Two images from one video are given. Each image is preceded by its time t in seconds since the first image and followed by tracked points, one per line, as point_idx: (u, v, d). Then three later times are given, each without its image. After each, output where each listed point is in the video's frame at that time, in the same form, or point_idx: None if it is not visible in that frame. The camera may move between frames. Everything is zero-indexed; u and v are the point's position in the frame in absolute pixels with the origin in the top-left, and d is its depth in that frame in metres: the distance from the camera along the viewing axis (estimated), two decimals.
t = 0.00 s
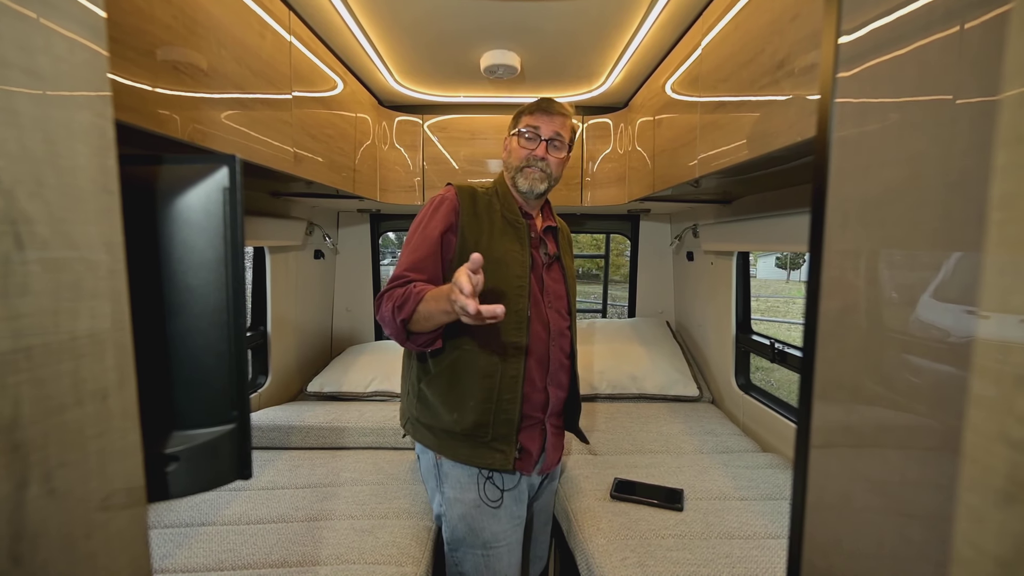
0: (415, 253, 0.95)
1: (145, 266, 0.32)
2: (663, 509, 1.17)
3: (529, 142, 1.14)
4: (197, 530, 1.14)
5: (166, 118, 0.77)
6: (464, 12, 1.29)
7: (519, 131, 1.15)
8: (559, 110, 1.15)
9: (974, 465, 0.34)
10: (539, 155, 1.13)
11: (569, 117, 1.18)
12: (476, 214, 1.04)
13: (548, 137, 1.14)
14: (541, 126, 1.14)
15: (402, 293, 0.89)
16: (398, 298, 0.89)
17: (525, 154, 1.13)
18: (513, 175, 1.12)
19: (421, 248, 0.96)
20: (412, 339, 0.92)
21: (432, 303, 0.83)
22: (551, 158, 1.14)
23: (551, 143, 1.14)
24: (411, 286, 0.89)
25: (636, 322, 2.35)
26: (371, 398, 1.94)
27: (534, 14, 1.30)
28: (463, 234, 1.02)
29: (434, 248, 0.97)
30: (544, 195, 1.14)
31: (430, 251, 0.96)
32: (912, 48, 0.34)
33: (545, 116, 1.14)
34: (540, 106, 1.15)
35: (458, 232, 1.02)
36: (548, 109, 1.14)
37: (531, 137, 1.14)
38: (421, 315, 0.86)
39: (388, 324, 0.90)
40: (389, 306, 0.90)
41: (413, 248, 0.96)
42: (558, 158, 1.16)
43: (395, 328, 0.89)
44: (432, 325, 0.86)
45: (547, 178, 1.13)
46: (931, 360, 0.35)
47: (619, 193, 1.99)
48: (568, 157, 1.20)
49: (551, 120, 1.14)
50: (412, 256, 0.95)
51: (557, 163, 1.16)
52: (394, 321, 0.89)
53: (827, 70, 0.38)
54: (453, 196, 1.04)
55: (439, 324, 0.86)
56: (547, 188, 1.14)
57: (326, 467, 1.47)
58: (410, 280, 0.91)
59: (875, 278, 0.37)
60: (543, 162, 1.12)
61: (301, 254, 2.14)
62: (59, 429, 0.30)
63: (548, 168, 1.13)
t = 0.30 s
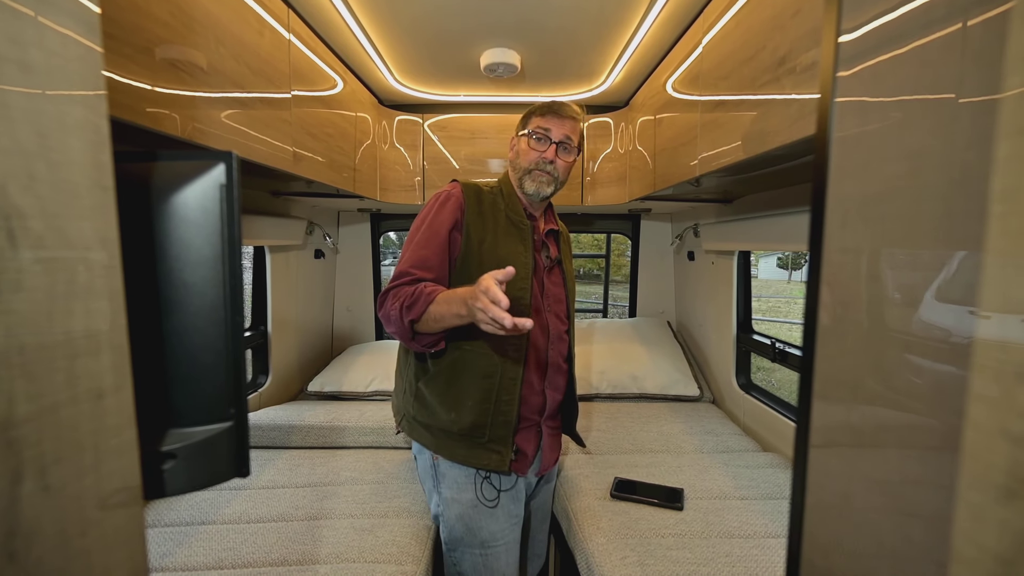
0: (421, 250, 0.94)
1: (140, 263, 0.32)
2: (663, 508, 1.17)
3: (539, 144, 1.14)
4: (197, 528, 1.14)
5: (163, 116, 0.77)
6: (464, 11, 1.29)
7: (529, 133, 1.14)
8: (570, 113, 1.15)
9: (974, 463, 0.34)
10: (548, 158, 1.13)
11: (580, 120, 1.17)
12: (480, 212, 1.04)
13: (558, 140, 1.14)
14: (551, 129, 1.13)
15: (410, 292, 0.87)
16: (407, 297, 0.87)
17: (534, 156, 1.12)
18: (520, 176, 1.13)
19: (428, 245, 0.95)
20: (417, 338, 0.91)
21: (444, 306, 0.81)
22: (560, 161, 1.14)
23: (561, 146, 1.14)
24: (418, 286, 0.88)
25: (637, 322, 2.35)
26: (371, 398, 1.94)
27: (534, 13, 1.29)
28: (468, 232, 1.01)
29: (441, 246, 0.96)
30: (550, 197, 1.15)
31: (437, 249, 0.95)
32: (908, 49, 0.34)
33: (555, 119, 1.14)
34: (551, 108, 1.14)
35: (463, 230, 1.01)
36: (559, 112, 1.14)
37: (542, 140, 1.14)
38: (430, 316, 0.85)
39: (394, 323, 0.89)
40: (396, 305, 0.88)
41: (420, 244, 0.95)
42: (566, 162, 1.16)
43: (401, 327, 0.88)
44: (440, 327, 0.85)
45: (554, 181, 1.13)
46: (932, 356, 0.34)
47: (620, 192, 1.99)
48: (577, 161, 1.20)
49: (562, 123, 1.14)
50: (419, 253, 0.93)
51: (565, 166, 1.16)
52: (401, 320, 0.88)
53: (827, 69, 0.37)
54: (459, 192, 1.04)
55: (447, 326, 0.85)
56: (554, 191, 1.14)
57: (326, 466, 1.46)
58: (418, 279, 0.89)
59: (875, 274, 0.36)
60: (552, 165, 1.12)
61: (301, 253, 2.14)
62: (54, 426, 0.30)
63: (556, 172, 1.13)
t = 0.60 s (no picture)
0: (429, 246, 0.93)
1: (138, 260, 0.32)
2: (663, 507, 1.16)
3: (548, 147, 1.14)
4: (198, 527, 1.14)
5: (163, 115, 0.77)
6: (465, 9, 1.29)
7: (539, 134, 1.14)
8: (579, 120, 1.17)
9: (970, 459, 0.33)
10: (557, 161, 1.13)
11: (588, 127, 1.19)
12: (488, 210, 1.03)
13: (567, 145, 1.14)
14: (561, 133, 1.14)
15: (419, 288, 0.86)
16: (416, 292, 0.86)
17: (543, 158, 1.12)
18: (527, 177, 1.12)
19: (437, 241, 0.93)
20: (422, 335, 0.90)
21: (459, 306, 0.80)
22: (567, 166, 1.15)
23: (569, 151, 1.15)
24: (427, 282, 0.87)
25: (638, 322, 2.34)
26: (372, 397, 1.94)
27: (535, 11, 1.29)
28: (476, 229, 1.00)
29: (450, 242, 0.94)
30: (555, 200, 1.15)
31: (445, 244, 0.94)
32: (908, 48, 0.34)
33: (566, 124, 1.15)
34: (562, 112, 1.15)
35: (471, 226, 1.00)
36: (570, 118, 1.15)
37: (551, 143, 1.14)
38: (440, 314, 0.83)
39: (401, 318, 0.88)
40: (404, 300, 0.87)
41: (428, 240, 0.93)
42: (572, 167, 1.17)
43: (408, 323, 0.87)
44: (449, 326, 0.84)
45: (560, 184, 1.13)
46: (932, 351, 0.34)
47: (621, 191, 1.98)
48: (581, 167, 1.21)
49: (572, 129, 1.15)
50: (427, 248, 0.92)
51: (572, 170, 1.17)
52: (408, 315, 0.86)
53: (826, 68, 0.36)
54: (467, 188, 1.03)
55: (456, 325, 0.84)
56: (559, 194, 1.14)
57: (327, 465, 1.46)
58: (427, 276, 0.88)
59: (877, 270, 0.36)
60: (559, 169, 1.13)
61: (302, 253, 2.14)
62: (49, 425, 0.29)
63: (563, 175, 1.14)
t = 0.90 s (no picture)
0: (443, 240, 0.91)
1: (136, 258, 0.32)
2: (663, 506, 1.16)
3: (555, 150, 1.14)
4: (199, 526, 1.14)
5: (163, 115, 0.77)
6: (465, 8, 1.29)
7: (546, 137, 1.14)
8: (585, 124, 1.17)
9: (969, 456, 0.34)
10: (563, 164, 1.14)
11: (593, 131, 1.19)
12: (497, 207, 1.03)
13: (574, 149, 1.15)
14: (569, 137, 1.14)
15: (440, 282, 0.84)
16: (436, 287, 0.84)
17: (550, 161, 1.13)
18: (533, 178, 1.13)
19: (452, 235, 0.92)
20: (437, 331, 0.88)
21: (487, 303, 0.80)
22: (573, 168, 1.17)
23: (576, 155, 1.16)
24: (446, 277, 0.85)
25: (638, 322, 2.34)
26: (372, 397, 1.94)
27: (534, 10, 1.29)
28: (487, 225, 1.00)
29: (465, 238, 0.93)
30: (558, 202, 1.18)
31: (459, 239, 0.92)
32: (906, 48, 0.34)
33: (572, 127, 1.15)
34: (570, 116, 1.15)
35: (483, 222, 0.99)
36: (577, 122, 1.16)
37: (559, 146, 1.14)
38: (463, 309, 0.83)
39: (418, 312, 0.85)
40: (422, 294, 0.85)
41: (442, 233, 0.91)
42: (577, 170, 1.19)
43: (427, 318, 0.85)
44: (471, 321, 0.84)
45: (565, 187, 1.16)
46: (931, 349, 0.34)
47: (621, 191, 1.98)
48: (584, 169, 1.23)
49: (578, 133, 1.16)
50: (442, 242, 0.90)
51: (576, 173, 1.19)
52: (427, 311, 0.84)
53: (826, 67, 0.35)
54: (478, 183, 1.01)
55: (479, 321, 0.84)
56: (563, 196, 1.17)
57: (327, 464, 1.47)
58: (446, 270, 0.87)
59: (877, 269, 0.35)
60: (565, 172, 1.15)
61: (302, 252, 2.14)
62: (47, 424, 0.29)
63: (568, 178, 1.16)
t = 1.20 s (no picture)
0: (446, 243, 0.91)
1: (137, 257, 0.32)
2: (663, 506, 1.17)
3: (559, 150, 1.13)
4: (198, 525, 1.14)
5: (164, 116, 0.77)
6: (464, 8, 1.29)
7: (550, 138, 1.13)
8: (588, 124, 1.17)
9: (967, 455, 0.34)
10: (567, 165, 1.14)
11: (595, 132, 1.19)
12: (498, 209, 1.03)
13: (577, 150, 1.15)
14: (572, 138, 1.14)
15: (445, 285, 0.84)
16: (441, 290, 0.84)
17: (554, 162, 1.13)
18: (536, 182, 1.13)
19: (456, 239, 0.92)
20: (440, 334, 0.88)
21: (493, 308, 0.80)
22: (576, 170, 1.17)
23: (579, 156, 1.16)
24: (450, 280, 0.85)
25: (638, 322, 2.34)
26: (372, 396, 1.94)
27: (534, 10, 1.29)
28: (488, 227, 1.00)
29: (467, 241, 0.94)
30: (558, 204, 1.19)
31: (462, 243, 0.93)
32: (903, 48, 0.34)
33: (575, 129, 1.15)
34: (573, 116, 1.14)
35: (484, 224, 0.99)
36: (581, 123, 1.15)
37: (562, 147, 1.13)
38: (468, 313, 0.83)
39: (422, 315, 0.85)
40: (426, 298, 0.85)
41: (446, 237, 0.92)
42: (580, 172, 1.19)
43: (431, 321, 0.84)
44: (475, 324, 0.84)
45: (567, 188, 1.17)
46: (928, 346, 0.34)
47: (622, 190, 1.98)
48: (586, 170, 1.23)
49: (581, 134, 1.15)
50: (446, 246, 0.91)
51: (578, 175, 1.19)
52: (431, 314, 0.84)
53: (823, 67, 0.36)
54: (479, 185, 1.02)
55: (483, 324, 0.84)
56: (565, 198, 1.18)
57: (326, 463, 1.47)
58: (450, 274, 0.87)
59: (878, 267, 0.35)
60: (569, 173, 1.15)
61: (303, 252, 2.14)
62: (49, 423, 0.29)
63: (570, 180, 1.16)
